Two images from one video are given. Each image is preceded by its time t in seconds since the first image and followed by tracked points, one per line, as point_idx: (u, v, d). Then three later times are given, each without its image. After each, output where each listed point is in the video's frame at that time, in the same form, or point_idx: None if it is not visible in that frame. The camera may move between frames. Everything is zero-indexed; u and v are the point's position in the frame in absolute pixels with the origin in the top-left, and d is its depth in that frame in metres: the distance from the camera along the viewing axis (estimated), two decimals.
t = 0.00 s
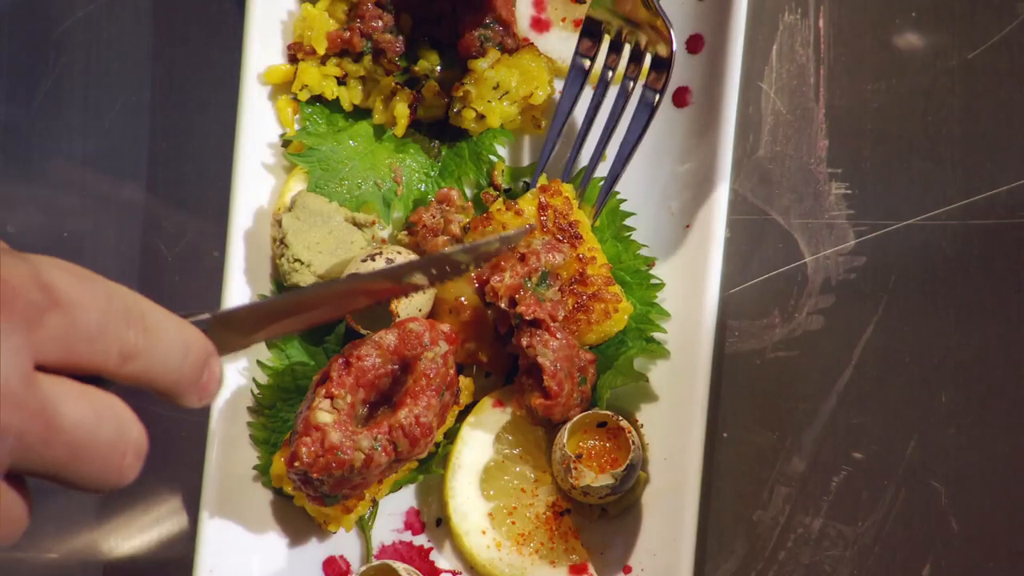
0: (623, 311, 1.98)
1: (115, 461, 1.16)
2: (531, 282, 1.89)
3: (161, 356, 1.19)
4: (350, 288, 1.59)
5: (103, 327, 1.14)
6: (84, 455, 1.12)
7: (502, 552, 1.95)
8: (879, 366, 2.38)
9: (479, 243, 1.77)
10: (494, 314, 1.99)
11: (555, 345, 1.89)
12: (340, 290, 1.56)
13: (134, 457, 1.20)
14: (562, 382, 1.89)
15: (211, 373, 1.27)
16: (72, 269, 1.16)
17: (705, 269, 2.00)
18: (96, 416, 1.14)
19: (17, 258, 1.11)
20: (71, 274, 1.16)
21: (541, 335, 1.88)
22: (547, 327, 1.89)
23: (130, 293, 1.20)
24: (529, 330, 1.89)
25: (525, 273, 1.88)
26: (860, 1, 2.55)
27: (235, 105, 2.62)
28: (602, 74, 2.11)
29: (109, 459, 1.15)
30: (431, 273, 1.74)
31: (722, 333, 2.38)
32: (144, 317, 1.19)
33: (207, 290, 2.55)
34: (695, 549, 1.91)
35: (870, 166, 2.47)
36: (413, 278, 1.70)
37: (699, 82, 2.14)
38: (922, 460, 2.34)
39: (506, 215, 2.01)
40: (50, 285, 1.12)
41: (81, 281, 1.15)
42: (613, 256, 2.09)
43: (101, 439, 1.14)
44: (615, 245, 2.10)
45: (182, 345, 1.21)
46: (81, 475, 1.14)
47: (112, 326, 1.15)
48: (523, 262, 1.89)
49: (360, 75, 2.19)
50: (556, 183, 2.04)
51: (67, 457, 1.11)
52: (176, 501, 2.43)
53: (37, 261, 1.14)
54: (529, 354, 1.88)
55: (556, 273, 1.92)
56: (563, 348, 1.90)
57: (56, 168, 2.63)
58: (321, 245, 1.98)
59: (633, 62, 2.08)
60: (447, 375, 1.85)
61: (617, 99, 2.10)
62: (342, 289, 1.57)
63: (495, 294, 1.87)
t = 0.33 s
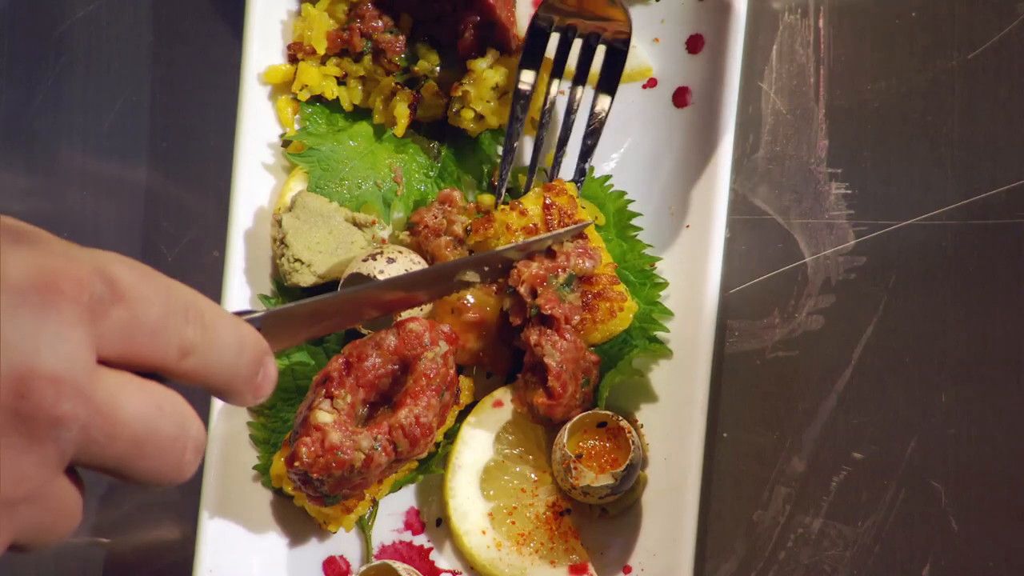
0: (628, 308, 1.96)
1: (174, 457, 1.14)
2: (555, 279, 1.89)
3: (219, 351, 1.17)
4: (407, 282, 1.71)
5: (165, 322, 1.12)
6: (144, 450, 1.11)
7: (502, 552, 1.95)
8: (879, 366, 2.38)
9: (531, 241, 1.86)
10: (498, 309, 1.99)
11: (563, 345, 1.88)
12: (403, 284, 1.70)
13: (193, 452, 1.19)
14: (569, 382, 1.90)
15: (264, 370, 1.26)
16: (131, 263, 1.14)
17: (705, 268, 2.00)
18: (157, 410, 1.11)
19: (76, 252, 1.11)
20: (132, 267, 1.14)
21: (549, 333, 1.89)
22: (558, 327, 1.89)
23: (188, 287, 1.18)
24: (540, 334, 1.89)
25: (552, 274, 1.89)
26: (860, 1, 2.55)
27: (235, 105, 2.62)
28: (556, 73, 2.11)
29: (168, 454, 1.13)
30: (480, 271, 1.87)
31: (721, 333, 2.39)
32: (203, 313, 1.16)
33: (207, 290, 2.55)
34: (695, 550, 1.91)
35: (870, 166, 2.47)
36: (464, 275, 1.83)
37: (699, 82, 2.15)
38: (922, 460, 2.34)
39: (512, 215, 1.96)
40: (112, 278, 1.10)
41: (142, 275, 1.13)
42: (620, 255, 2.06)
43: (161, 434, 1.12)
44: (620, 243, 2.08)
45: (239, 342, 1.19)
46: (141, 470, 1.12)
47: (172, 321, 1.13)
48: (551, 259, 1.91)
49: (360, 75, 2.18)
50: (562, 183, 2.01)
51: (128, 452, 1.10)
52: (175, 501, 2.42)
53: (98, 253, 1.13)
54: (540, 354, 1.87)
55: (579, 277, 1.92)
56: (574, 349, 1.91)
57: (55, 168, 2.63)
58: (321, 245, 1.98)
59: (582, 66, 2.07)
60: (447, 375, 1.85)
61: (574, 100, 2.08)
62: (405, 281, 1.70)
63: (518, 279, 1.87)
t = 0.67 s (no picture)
0: (621, 313, 1.95)
1: (178, 447, 1.15)
2: (546, 286, 1.89)
3: (223, 341, 1.16)
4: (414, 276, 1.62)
5: (168, 313, 1.11)
6: (150, 442, 1.11)
7: (502, 552, 1.96)
8: (879, 367, 2.38)
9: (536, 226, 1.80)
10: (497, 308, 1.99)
11: (556, 353, 1.91)
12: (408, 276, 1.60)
13: (197, 441, 1.19)
14: (565, 388, 1.92)
15: (269, 358, 1.25)
16: (133, 255, 1.13)
17: (705, 268, 2.00)
18: (161, 402, 1.11)
19: (76, 244, 1.09)
20: (133, 259, 1.12)
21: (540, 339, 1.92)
22: (551, 335, 1.92)
23: (190, 277, 1.16)
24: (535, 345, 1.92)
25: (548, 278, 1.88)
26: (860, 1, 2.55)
27: (235, 104, 2.62)
28: (555, 69, 2.07)
29: (173, 445, 1.14)
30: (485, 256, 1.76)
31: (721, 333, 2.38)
32: (207, 302, 1.15)
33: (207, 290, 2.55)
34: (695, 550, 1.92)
35: (870, 166, 2.47)
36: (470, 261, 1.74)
37: (699, 82, 2.15)
38: (922, 460, 2.34)
39: (504, 220, 1.95)
40: (114, 271, 1.09)
41: (143, 267, 1.12)
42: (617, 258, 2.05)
43: (165, 425, 1.12)
44: (623, 243, 2.10)
45: (243, 331, 1.18)
46: (146, 462, 1.13)
47: (175, 312, 1.11)
48: (543, 265, 1.89)
49: (360, 75, 2.18)
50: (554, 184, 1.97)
51: (133, 444, 1.10)
52: (174, 500, 2.42)
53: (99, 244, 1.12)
54: (534, 363, 1.91)
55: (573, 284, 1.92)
56: (568, 356, 1.93)
57: (55, 169, 2.63)
58: (321, 245, 1.98)
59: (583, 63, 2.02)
60: (447, 375, 1.84)
61: (573, 98, 2.05)
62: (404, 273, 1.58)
63: (508, 286, 1.90)
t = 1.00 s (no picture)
0: (583, 327, 1.94)
1: (105, 454, 1.11)
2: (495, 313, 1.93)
3: (150, 348, 1.14)
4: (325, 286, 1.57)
5: (96, 316, 1.09)
6: (77, 444, 1.08)
7: (502, 552, 1.95)
8: (879, 366, 2.38)
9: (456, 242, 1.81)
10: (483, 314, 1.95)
11: (525, 377, 1.92)
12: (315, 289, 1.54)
13: (123, 450, 1.15)
14: (545, 399, 1.93)
15: (194, 372, 1.21)
16: (73, 259, 1.13)
17: (706, 267, 2.00)
18: (88, 404, 1.09)
19: (20, 245, 1.09)
20: (67, 263, 1.12)
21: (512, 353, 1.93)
22: (522, 359, 1.94)
23: (122, 284, 1.16)
24: (512, 368, 1.93)
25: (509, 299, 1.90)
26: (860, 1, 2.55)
27: (235, 104, 2.62)
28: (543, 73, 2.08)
29: (101, 449, 1.11)
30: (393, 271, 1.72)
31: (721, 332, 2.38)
32: (135, 308, 1.14)
33: (207, 291, 2.55)
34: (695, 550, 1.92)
35: (869, 166, 2.47)
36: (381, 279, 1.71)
37: (700, 82, 2.15)
38: (922, 460, 2.34)
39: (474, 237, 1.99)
40: (49, 272, 1.09)
41: (77, 271, 1.11)
42: (591, 259, 2.05)
43: (91, 428, 1.09)
44: (621, 239, 2.11)
45: (171, 340, 1.16)
46: (71, 466, 1.09)
47: (104, 315, 1.10)
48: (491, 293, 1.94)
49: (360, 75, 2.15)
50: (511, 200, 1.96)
51: (58, 446, 1.07)
52: (174, 501, 2.41)
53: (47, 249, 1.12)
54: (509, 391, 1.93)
55: (526, 305, 1.91)
56: (549, 370, 1.95)
57: (56, 169, 2.63)
58: (321, 245, 1.99)
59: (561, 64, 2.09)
60: (447, 375, 1.85)
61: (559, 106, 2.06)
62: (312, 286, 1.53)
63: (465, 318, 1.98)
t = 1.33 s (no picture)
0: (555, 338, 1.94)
1: (119, 453, 1.14)
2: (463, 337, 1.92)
3: (164, 347, 1.15)
4: (352, 282, 1.64)
5: (110, 314, 1.10)
6: (91, 443, 1.10)
7: (502, 552, 1.95)
8: (879, 366, 2.38)
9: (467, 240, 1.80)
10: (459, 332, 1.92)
11: (515, 392, 1.90)
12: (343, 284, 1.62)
13: (137, 448, 1.18)
14: (535, 408, 1.91)
15: (208, 370, 1.25)
16: (81, 257, 1.13)
17: (706, 265, 2.02)
18: (103, 401, 1.10)
19: (26, 240, 1.08)
20: (78, 261, 1.13)
21: (489, 367, 1.92)
22: (504, 376, 1.91)
23: (132, 283, 1.17)
24: (497, 385, 1.91)
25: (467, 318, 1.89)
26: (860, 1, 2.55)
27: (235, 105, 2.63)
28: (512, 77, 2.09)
29: (115, 446, 1.13)
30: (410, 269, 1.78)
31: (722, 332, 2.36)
32: (149, 307, 1.15)
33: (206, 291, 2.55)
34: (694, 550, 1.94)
35: (870, 167, 2.47)
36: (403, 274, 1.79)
37: (700, 83, 2.17)
38: (922, 460, 2.34)
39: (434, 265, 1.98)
40: (61, 270, 1.09)
41: (89, 269, 1.12)
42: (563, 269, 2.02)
43: (106, 427, 1.11)
44: (621, 240, 2.10)
45: (184, 338, 1.18)
46: (84, 464, 1.10)
47: (118, 314, 1.11)
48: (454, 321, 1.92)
49: (360, 75, 2.16)
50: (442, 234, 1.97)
51: (72, 445, 1.08)
52: (173, 500, 2.41)
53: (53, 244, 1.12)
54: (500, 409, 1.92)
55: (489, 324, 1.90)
56: (538, 381, 1.92)
57: (55, 168, 2.63)
58: (321, 246, 1.99)
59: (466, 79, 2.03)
60: (447, 375, 1.87)
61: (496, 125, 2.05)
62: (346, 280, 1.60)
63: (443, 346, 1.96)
